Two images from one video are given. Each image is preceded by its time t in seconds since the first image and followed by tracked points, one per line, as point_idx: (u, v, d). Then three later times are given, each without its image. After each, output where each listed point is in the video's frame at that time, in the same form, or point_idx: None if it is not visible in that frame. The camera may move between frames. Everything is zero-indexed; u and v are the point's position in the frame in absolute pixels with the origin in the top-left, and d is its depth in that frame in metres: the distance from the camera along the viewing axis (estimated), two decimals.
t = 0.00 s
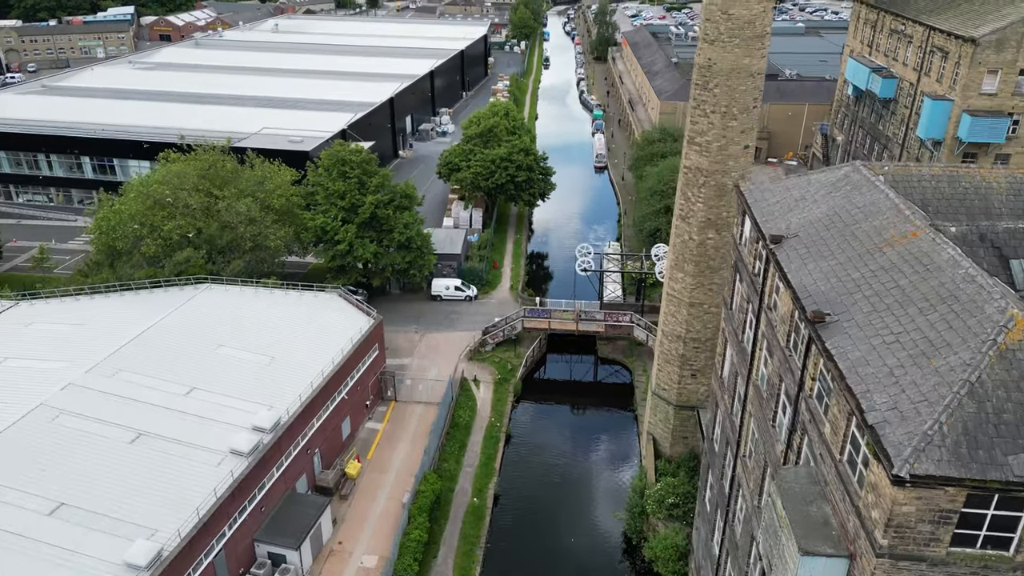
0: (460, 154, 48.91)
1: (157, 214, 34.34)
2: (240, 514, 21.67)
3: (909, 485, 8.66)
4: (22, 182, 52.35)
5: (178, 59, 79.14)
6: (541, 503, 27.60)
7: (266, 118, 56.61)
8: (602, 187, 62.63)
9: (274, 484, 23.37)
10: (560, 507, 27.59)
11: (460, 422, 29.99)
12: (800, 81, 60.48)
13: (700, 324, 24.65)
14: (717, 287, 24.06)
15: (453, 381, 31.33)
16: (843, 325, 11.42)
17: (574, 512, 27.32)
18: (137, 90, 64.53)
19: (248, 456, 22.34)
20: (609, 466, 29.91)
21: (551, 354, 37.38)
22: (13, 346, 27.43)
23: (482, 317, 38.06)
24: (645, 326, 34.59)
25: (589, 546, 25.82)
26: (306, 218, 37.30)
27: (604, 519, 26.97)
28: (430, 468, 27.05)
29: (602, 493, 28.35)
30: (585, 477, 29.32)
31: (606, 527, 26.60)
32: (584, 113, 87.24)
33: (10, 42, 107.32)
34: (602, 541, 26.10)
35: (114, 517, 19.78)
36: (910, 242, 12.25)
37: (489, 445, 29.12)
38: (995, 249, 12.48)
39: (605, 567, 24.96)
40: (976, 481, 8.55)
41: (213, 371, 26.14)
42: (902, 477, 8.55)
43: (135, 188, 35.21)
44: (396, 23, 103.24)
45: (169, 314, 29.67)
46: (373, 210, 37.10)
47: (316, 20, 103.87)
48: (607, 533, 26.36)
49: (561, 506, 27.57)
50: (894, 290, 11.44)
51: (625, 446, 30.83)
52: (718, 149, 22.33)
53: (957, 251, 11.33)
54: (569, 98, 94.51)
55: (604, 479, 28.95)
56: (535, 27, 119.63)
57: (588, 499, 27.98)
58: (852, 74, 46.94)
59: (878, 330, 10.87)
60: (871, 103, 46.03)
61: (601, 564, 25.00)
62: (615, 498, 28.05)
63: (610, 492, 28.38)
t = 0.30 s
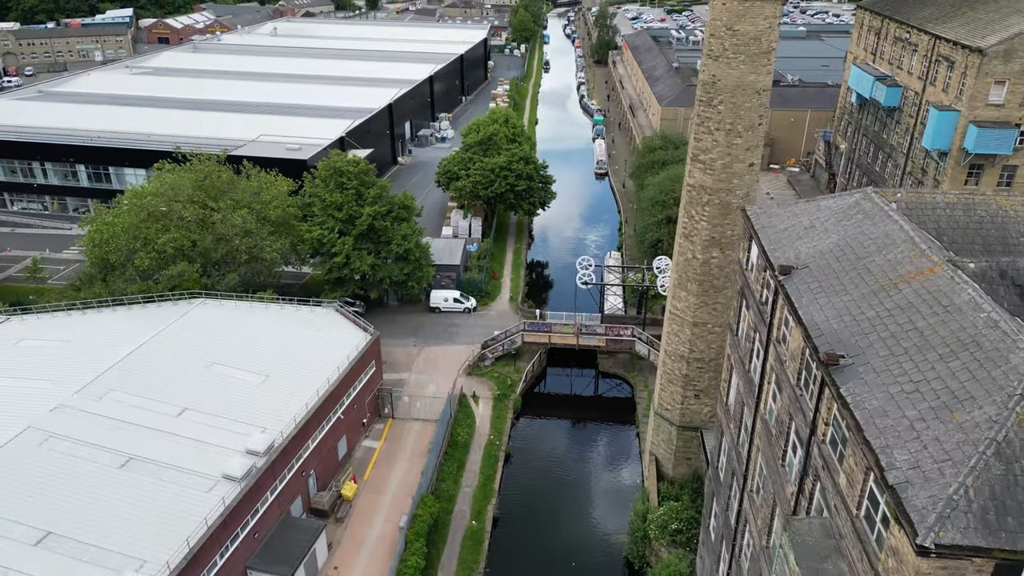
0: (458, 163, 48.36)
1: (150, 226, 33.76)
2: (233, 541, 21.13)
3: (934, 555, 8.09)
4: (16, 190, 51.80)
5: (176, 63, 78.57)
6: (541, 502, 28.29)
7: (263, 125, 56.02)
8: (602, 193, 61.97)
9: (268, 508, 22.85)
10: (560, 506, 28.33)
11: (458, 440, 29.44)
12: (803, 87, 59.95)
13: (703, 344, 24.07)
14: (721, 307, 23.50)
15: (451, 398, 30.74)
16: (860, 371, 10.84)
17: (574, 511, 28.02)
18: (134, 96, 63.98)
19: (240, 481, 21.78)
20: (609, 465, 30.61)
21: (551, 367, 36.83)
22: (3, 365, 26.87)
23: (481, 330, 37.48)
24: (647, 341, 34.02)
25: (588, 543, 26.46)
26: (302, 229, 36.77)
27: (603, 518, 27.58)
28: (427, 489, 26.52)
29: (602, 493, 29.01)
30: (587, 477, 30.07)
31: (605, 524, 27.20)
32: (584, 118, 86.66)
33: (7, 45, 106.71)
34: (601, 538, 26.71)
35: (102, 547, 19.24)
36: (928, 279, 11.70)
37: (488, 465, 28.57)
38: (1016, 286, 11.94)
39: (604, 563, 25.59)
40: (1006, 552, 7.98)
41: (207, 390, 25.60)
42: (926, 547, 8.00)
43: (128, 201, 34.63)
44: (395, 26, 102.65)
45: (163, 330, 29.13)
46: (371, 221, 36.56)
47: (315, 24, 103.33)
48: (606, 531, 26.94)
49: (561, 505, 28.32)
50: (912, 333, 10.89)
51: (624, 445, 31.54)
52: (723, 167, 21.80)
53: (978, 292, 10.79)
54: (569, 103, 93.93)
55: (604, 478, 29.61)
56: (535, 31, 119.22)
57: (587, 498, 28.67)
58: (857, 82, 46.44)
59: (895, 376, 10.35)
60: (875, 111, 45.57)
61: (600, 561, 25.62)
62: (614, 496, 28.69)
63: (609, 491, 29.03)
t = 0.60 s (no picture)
0: (458, 171, 47.78)
1: (144, 239, 33.18)
2: (224, 570, 20.61)
3: None
4: (11, 199, 51.29)
5: (173, 68, 78.09)
6: (542, 503, 28.93)
7: (260, 132, 55.48)
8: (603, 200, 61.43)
9: (261, 534, 22.32)
10: (560, 507, 28.93)
11: (456, 459, 28.89)
12: (805, 93, 59.40)
13: (707, 365, 23.55)
14: (725, 328, 22.97)
15: (449, 416, 30.17)
16: (877, 421, 10.26)
17: (574, 513, 28.62)
18: (131, 101, 63.45)
19: (232, 508, 21.21)
20: (608, 466, 31.34)
21: (551, 381, 36.26)
22: None
23: (480, 343, 36.91)
24: (649, 356, 33.45)
25: (588, 544, 27.13)
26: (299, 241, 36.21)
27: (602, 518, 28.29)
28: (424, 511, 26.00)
29: (601, 493, 29.71)
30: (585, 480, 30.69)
31: (605, 525, 27.89)
32: (584, 123, 86.11)
33: (4, 49, 106.21)
34: (601, 538, 27.39)
35: None
36: (946, 320, 11.16)
37: (487, 485, 28.03)
38: None
39: (604, 563, 26.25)
40: None
41: (200, 411, 25.04)
42: None
43: (122, 213, 34.07)
44: (395, 29, 102.11)
45: (156, 346, 28.58)
46: (368, 233, 36.03)
47: (314, 27, 102.87)
48: (605, 531, 27.67)
49: (561, 506, 28.91)
50: (932, 380, 10.33)
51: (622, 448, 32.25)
52: (727, 186, 21.28)
53: (1001, 337, 10.24)
54: (569, 107, 93.35)
55: (603, 478, 30.34)
56: (535, 33, 118.82)
57: (587, 498, 29.37)
58: (860, 89, 45.96)
59: (915, 428, 9.82)
60: (879, 120, 45.05)
61: (600, 560, 26.32)
62: (613, 497, 29.38)
63: (608, 491, 29.78)
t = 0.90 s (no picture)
0: (456, 181, 47.18)
1: (137, 253, 32.67)
2: None
3: None
4: (5, 207, 50.74)
5: (171, 73, 77.54)
6: (542, 504, 29.31)
7: (257, 139, 54.90)
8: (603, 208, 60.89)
9: (253, 561, 21.79)
10: (559, 507, 29.30)
11: (454, 479, 28.36)
12: (807, 100, 58.89)
13: (711, 387, 22.99)
14: (729, 349, 22.42)
15: (447, 434, 29.62)
16: (896, 476, 9.71)
17: (573, 512, 29.00)
18: (127, 108, 62.87)
19: (223, 535, 20.63)
20: (607, 469, 31.80)
21: (551, 396, 35.75)
22: None
23: (479, 356, 36.34)
24: (650, 371, 32.86)
25: (588, 542, 27.46)
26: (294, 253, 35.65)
27: (602, 517, 28.65)
28: (421, 534, 25.50)
29: (600, 494, 30.15)
30: (584, 481, 31.17)
31: (604, 524, 28.26)
32: (584, 128, 85.56)
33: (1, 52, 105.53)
34: (601, 537, 27.73)
35: None
36: (966, 365, 10.64)
37: (485, 505, 27.49)
38: None
39: (604, 561, 26.52)
40: None
41: (191, 432, 24.48)
42: None
43: (114, 225, 33.54)
44: (394, 33, 101.57)
45: (148, 364, 28.01)
46: (365, 245, 35.48)
47: (312, 31, 102.33)
48: (605, 530, 28.03)
49: (561, 506, 29.29)
50: (954, 434, 9.77)
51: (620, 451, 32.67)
52: (731, 206, 20.74)
53: None
54: (569, 112, 92.78)
55: (601, 480, 30.84)
56: (535, 36, 118.44)
57: (586, 498, 29.78)
58: (863, 97, 45.45)
59: (937, 486, 9.28)
60: (883, 128, 44.57)
61: (599, 558, 26.62)
62: (612, 497, 29.82)
63: (606, 491, 30.23)
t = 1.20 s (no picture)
0: (455, 190, 46.59)
1: (129, 266, 32.06)
2: None
3: None
4: None
5: (168, 77, 77.02)
6: (541, 507, 29.82)
7: (254, 146, 54.34)
8: (604, 215, 60.29)
9: None
10: (558, 511, 29.76)
11: (452, 499, 27.82)
12: (809, 106, 58.33)
13: (715, 409, 22.44)
14: (734, 372, 21.87)
15: (445, 452, 29.08)
16: (916, 536, 9.17)
17: (572, 515, 29.47)
18: (123, 113, 62.33)
19: (214, 565, 20.03)
20: (604, 474, 32.28)
21: (551, 410, 35.14)
22: None
23: (478, 370, 35.76)
24: (652, 388, 32.23)
25: (586, 543, 27.96)
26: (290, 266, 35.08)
27: (600, 519, 29.10)
28: (418, 557, 24.97)
29: (598, 496, 30.74)
30: (583, 485, 31.68)
31: (602, 524, 28.83)
32: (584, 132, 84.98)
33: None
34: (599, 537, 28.23)
35: None
36: (986, 414, 10.16)
37: (484, 526, 26.96)
38: None
39: (603, 562, 27.00)
40: None
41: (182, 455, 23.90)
42: None
43: (106, 238, 32.97)
44: (393, 36, 101.04)
45: (139, 382, 27.43)
46: (362, 257, 34.91)
47: (311, 34, 101.86)
48: (603, 529, 28.57)
49: (560, 509, 29.81)
50: (979, 492, 9.27)
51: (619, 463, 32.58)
52: (735, 226, 20.20)
53: None
54: (569, 116, 92.17)
55: (599, 484, 31.43)
56: (535, 39, 118.32)
57: (585, 501, 30.34)
58: (867, 105, 44.93)
59: (962, 551, 8.74)
60: (887, 137, 44.02)
61: (598, 558, 27.13)
62: (610, 499, 30.31)
63: (604, 494, 30.81)
